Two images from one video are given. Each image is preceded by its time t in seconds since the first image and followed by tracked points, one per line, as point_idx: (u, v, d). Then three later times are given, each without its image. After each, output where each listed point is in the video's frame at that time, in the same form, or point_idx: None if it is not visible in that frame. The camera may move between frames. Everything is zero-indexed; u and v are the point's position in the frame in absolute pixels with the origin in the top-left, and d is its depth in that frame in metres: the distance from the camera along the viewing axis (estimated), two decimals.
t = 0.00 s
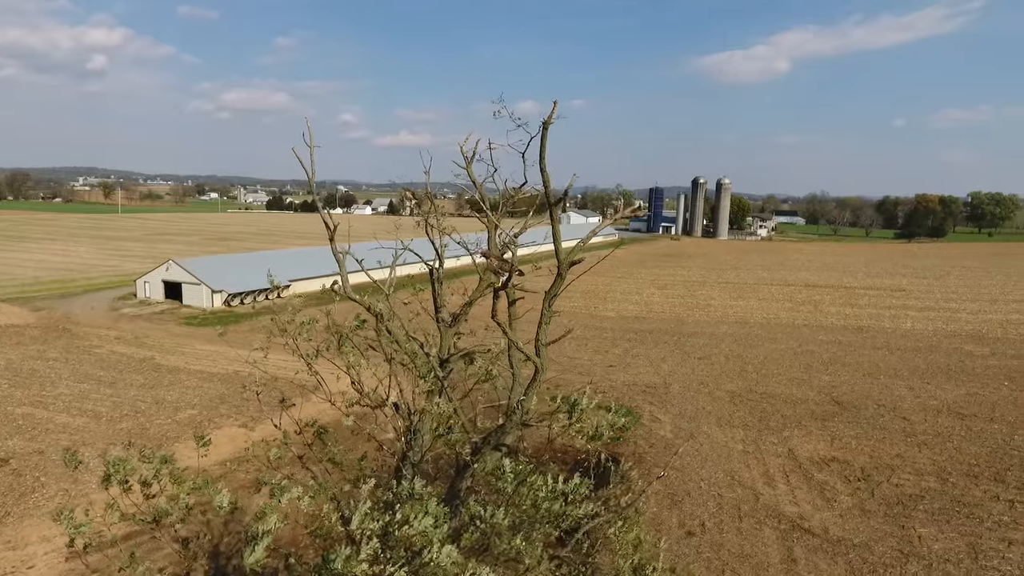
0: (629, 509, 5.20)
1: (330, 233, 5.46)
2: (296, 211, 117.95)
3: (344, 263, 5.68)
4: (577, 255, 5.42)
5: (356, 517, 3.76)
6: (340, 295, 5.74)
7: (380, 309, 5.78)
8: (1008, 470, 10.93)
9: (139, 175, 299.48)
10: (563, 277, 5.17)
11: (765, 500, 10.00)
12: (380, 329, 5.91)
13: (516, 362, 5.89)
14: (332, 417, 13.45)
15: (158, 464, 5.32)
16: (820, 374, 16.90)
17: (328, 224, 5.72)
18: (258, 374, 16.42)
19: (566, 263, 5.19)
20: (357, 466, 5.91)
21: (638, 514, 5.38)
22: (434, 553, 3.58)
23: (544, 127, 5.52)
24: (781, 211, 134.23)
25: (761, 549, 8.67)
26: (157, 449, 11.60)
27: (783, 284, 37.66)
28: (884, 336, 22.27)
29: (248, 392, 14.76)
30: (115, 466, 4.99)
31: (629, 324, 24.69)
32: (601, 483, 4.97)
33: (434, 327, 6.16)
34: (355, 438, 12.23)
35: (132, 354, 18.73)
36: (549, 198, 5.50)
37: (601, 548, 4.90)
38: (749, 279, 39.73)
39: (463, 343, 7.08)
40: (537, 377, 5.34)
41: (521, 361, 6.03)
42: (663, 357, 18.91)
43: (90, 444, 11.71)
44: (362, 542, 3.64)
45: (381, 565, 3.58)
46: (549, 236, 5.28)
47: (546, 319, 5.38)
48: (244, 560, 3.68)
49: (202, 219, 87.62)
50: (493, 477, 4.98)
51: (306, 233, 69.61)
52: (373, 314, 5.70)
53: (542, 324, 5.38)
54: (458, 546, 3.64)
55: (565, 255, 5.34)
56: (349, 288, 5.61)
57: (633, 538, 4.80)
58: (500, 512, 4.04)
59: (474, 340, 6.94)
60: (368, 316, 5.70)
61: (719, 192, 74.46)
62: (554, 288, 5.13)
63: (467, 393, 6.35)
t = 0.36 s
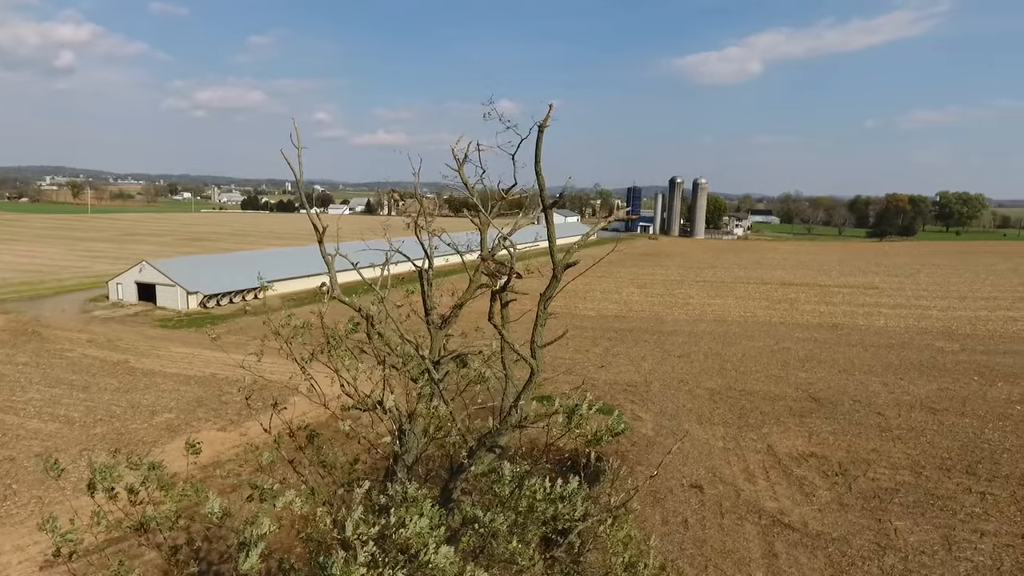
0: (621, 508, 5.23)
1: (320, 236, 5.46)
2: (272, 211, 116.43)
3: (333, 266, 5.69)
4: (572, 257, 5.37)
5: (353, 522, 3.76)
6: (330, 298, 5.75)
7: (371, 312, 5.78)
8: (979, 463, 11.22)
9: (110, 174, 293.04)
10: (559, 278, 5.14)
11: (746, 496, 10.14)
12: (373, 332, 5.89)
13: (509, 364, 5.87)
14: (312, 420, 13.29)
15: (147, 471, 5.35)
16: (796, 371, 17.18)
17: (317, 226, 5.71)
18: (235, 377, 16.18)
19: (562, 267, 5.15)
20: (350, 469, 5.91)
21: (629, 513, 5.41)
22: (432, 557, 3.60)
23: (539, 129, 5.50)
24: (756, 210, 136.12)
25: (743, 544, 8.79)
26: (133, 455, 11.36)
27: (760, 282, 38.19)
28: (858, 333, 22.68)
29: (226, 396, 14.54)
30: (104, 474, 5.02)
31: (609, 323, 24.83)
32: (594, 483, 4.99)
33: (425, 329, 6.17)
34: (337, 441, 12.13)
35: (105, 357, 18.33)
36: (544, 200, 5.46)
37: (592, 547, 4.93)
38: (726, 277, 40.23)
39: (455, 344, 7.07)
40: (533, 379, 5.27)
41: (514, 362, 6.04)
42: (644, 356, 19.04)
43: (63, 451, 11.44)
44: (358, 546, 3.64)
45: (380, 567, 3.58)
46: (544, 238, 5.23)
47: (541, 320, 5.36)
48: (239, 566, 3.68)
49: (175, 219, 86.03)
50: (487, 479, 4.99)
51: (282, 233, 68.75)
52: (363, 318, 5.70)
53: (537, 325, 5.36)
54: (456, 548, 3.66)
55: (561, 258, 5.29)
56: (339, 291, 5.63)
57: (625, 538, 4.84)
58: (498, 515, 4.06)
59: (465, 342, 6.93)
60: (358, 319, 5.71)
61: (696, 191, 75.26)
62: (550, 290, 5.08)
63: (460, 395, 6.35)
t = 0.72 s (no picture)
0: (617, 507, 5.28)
1: (313, 238, 5.39)
2: (253, 211, 115.22)
3: (328, 268, 5.66)
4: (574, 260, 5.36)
5: (360, 524, 3.76)
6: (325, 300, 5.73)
7: (366, 314, 5.76)
8: (959, 457, 11.44)
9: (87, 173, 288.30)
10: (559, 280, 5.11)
11: (733, 493, 10.23)
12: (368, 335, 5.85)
13: (508, 365, 5.84)
14: (299, 423, 13.19)
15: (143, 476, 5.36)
16: (781, 369, 17.38)
17: (312, 227, 5.68)
18: (219, 380, 15.99)
19: (562, 270, 5.13)
20: (345, 471, 5.89)
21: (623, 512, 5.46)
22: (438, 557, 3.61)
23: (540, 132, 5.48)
24: (739, 209, 137.32)
25: (731, 541, 8.87)
26: (114, 459, 11.17)
27: (743, 281, 38.57)
28: (840, 331, 22.98)
29: (209, 399, 14.35)
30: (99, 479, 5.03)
31: (595, 322, 24.91)
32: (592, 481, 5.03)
33: (420, 330, 6.15)
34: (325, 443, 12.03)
35: (84, 360, 18.02)
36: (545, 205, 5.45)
37: (587, 546, 4.97)
38: (709, 276, 40.58)
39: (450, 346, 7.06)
40: (534, 380, 5.22)
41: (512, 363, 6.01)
42: (630, 355, 19.13)
43: (41, 457, 11.21)
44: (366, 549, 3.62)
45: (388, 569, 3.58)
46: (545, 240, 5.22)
47: (542, 322, 5.31)
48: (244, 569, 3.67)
49: (154, 219, 84.76)
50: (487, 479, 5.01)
51: (264, 234, 68.05)
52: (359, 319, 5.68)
53: (537, 327, 5.31)
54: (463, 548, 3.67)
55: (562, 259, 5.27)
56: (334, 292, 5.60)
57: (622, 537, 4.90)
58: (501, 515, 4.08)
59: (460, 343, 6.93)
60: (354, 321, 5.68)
61: (679, 191, 75.80)
62: (550, 292, 5.04)
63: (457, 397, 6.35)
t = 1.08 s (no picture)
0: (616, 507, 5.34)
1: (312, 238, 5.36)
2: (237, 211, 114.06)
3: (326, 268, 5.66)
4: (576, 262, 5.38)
5: (368, 530, 3.78)
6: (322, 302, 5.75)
7: (363, 316, 5.76)
8: (943, 454, 11.62)
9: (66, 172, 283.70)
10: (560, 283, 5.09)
11: (722, 492, 10.30)
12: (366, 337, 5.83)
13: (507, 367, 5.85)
14: (287, 424, 13.09)
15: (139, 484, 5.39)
16: (768, 368, 17.55)
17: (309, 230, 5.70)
18: (205, 381, 15.83)
19: (565, 271, 5.13)
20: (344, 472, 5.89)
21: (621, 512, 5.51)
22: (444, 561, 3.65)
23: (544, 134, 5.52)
24: (724, 209, 138.24)
25: (720, 539, 8.94)
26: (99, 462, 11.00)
27: (729, 280, 38.88)
28: (824, 329, 23.24)
29: (195, 402, 14.19)
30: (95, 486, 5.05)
31: (583, 322, 24.96)
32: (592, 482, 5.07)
33: (418, 332, 6.17)
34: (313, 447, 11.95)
35: (66, 362, 17.74)
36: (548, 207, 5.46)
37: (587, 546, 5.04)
38: (695, 275, 40.84)
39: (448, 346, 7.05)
40: (537, 382, 5.26)
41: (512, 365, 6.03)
42: (618, 354, 19.19)
43: (23, 462, 11.01)
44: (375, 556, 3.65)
45: None
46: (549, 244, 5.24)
47: (544, 325, 5.30)
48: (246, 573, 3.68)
49: (136, 219, 83.70)
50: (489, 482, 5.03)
51: (248, 233, 67.43)
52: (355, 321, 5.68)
53: (540, 329, 5.29)
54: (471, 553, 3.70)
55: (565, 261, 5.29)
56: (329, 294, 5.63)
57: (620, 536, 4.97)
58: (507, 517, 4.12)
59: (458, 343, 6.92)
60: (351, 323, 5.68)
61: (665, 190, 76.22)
62: (552, 295, 5.05)
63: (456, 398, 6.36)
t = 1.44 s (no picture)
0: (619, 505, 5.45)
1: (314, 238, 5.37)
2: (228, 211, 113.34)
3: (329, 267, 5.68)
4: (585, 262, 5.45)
5: (386, 530, 3.89)
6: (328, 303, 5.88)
7: (369, 317, 5.87)
8: (936, 451, 11.72)
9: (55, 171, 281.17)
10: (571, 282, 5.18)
11: (718, 490, 10.36)
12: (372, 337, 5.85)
13: (516, 366, 5.93)
14: (283, 424, 13.07)
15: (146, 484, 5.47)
16: (761, 366, 17.65)
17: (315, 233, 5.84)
18: (198, 382, 15.74)
19: (576, 271, 5.22)
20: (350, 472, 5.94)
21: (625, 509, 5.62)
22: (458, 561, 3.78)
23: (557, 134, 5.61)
24: (715, 208, 138.72)
25: (717, 537, 8.99)
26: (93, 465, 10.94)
27: (721, 279, 39.02)
28: (816, 328, 23.39)
29: (189, 402, 14.12)
30: (104, 488, 5.12)
31: (577, 321, 24.98)
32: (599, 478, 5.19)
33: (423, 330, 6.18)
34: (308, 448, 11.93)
35: (57, 363, 17.57)
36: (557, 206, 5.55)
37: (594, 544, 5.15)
38: (688, 275, 40.97)
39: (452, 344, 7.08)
40: (547, 382, 5.36)
41: (521, 364, 6.11)
42: (612, 353, 19.25)
43: (15, 464, 10.90)
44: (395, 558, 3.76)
45: None
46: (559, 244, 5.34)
47: (554, 324, 5.37)
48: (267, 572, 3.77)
49: (125, 219, 82.91)
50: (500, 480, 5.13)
51: (240, 233, 67.06)
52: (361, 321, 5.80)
53: (550, 329, 5.37)
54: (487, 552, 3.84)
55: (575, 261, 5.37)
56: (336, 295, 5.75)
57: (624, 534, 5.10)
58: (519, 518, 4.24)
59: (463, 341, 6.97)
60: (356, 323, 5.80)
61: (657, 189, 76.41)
62: (562, 295, 5.12)
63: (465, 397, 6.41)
